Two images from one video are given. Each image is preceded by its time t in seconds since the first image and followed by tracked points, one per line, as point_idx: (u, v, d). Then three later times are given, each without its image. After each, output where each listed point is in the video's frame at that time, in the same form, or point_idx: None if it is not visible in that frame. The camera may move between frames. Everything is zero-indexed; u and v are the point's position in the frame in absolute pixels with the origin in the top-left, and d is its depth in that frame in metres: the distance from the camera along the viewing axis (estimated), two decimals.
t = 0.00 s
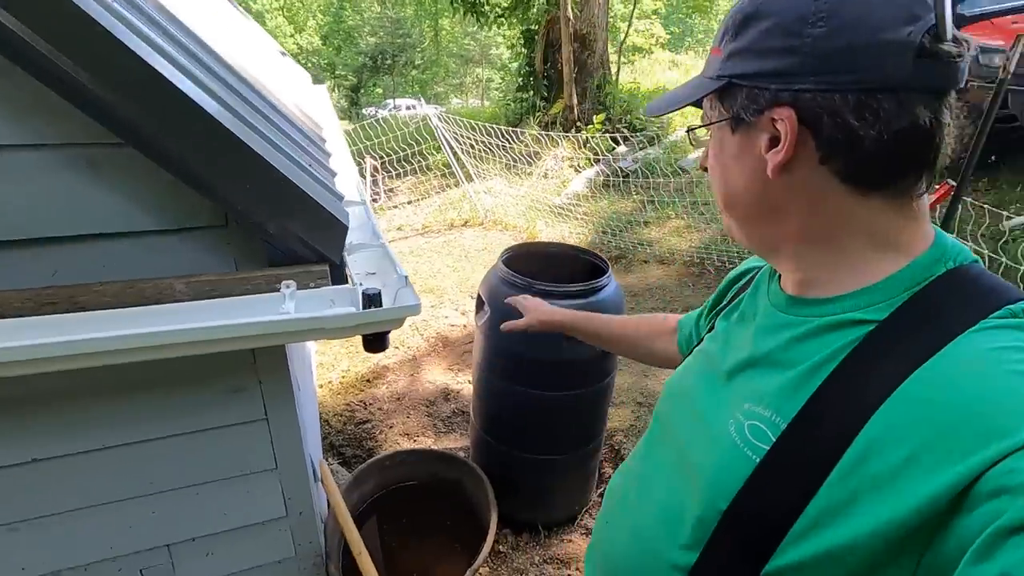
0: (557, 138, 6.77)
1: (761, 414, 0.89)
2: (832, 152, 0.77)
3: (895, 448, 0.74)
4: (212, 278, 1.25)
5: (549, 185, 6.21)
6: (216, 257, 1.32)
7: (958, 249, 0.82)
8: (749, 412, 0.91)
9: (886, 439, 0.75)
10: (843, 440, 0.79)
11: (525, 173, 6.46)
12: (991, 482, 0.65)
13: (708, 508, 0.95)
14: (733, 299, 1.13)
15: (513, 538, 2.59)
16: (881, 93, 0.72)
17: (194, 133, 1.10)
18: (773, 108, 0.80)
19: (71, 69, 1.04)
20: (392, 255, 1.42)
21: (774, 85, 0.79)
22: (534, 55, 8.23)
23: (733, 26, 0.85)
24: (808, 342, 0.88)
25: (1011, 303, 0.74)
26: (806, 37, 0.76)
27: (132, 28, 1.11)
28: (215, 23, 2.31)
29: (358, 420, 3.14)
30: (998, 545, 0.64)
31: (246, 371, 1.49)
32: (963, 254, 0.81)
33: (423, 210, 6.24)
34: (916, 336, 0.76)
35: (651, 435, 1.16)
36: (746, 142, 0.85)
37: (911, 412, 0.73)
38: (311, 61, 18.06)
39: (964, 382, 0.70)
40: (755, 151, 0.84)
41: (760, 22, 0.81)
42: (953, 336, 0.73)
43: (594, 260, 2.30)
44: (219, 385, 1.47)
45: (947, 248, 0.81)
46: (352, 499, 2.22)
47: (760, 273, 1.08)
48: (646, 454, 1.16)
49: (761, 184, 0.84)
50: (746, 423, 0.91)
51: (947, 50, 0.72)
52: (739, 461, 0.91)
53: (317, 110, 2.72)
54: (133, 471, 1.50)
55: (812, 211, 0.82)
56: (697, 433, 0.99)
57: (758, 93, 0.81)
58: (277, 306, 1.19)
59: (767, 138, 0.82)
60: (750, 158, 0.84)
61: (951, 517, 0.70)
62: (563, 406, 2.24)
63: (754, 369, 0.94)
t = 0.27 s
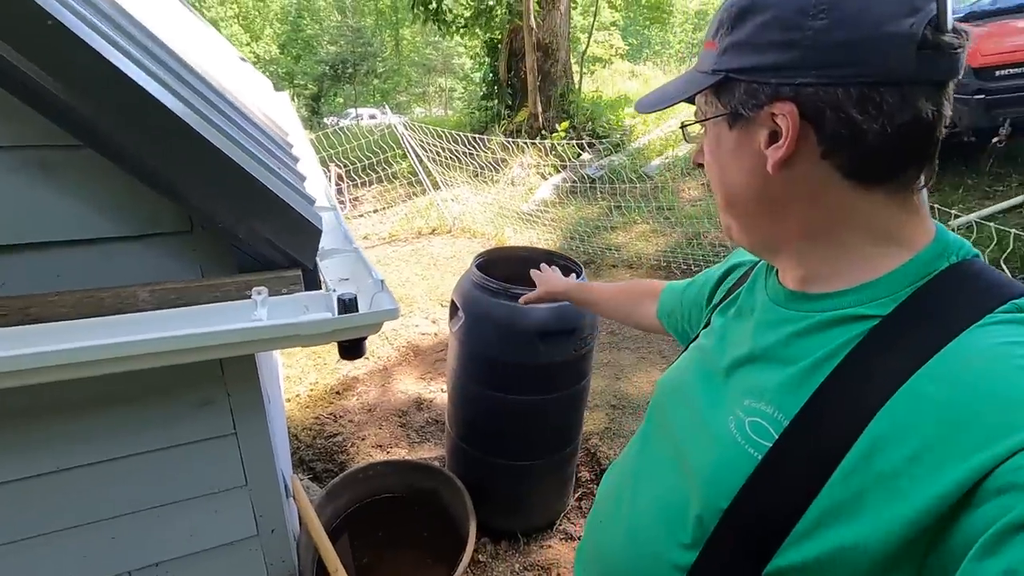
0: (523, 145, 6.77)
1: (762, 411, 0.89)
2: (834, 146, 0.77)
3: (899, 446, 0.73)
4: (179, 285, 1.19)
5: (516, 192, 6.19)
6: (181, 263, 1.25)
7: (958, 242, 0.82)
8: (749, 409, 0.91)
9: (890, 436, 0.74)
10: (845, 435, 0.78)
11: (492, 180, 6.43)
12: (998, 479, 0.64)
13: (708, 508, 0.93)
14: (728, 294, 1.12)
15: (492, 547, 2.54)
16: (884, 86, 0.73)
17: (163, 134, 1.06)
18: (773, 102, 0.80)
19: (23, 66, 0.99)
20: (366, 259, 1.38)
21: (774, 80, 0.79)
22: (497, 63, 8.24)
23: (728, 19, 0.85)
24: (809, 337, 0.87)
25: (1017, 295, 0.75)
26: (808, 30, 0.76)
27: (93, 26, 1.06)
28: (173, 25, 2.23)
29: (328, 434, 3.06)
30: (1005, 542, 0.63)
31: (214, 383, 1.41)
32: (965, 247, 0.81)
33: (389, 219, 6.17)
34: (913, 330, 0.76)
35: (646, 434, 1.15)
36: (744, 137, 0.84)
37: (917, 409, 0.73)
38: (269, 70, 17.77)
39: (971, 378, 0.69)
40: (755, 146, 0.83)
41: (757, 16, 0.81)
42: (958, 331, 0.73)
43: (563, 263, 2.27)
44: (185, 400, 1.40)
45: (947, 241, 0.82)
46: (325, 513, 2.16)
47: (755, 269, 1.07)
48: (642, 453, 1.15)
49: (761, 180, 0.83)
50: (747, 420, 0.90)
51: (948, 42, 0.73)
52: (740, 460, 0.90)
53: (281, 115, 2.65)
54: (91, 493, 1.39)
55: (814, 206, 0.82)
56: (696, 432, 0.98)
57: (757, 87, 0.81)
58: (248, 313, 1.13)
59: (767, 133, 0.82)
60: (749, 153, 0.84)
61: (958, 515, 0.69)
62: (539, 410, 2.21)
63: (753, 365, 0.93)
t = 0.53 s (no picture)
0: (516, 151, 6.78)
1: (760, 411, 0.89)
2: (830, 146, 0.77)
3: (897, 444, 0.73)
4: (175, 286, 1.17)
5: (509, 199, 6.19)
6: (177, 264, 1.24)
7: (952, 242, 0.83)
8: (747, 409, 0.91)
9: (888, 435, 0.74)
10: (842, 434, 0.78)
11: (484, 186, 6.43)
12: (997, 477, 0.65)
13: (707, 508, 0.93)
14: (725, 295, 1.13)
15: (486, 553, 2.53)
16: (881, 86, 0.73)
17: (162, 134, 1.05)
18: (769, 103, 0.80)
19: (18, 61, 0.98)
20: (364, 262, 1.37)
21: (772, 80, 0.79)
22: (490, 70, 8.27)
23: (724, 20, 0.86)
24: (806, 337, 0.88)
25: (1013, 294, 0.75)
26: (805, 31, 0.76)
27: (91, 26, 1.05)
28: (167, 27, 2.21)
29: (320, 440, 3.04)
30: (1005, 539, 0.63)
31: (207, 387, 1.39)
32: (961, 247, 0.82)
33: (381, 225, 6.15)
34: (908, 329, 0.77)
35: (643, 434, 1.15)
36: (741, 137, 0.85)
37: (914, 406, 0.73)
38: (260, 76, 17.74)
39: (968, 374, 0.70)
40: (752, 146, 0.84)
41: (753, 17, 0.82)
42: (955, 330, 0.73)
43: (558, 268, 2.27)
44: (177, 404, 1.38)
45: (942, 241, 0.82)
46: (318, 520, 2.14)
47: (753, 270, 1.08)
48: (638, 452, 1.15)
49: (758, 180, 0.84)
50: (745, 419, 0.90)
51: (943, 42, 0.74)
52: (738, 460, 0.90)
53: (276, 119, 2.64)
54: (81, 500, 1.37)
55: (810, 205, 0.82)
56: (693, 432, 0.98)
57: (753, 88, 0.81)
58: (246, 314, 1.13)
59: (764, 133, 0.82)
60: (746, 154, 0.84)
61: (955, 513, 0.69)
62: (534, 416, 2.20)
63: (750, 365, 0.94)
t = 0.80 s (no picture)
0: (519, 156, 6.80)
1: (761, 410, 0.89)
2: (831, 146, 0.78)
3: (898, 442, 0.74)
4: (183, 284, 1.18)
5: (511, 203, 6.20)
6: (183, 262, 1.25)
7: (953, 241, 0.83)
8: (747, 408, 0.91)
9: (888, 433, 0.75)
10: (845, 434, 0.78)
11: (487, 191, 6.44)
12: (997, 475, 0.65)
13: (708, 507, 0.93)
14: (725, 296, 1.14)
15: (487, 556, 2.52)
16: (879, 84, 0.74)
17: (171, 133, 1.06)
18: (768, 104, 0.81)
19: (32, 58, 0.99)
20: (368, 262, 1.38)
21: (770, 81, 0.80)
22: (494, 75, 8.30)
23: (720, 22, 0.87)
24: (806, 337, 0.88)
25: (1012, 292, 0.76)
26: (801, 32, 0.77)
27: (102, 25, 1.07)
28: (175, 29, 2.23)
29: (321, 441, 3.04)
30: (1005, 537, 0.63)
31: (211, 385, 1.40)
32: (960, 244, 0.83)
33: (384, 228, 6.16)
34: (911, 329, 0.77)
35: (645, 434, 1.16)
36: (741, 139, 0.85)
37: (915, 403, 0.73)
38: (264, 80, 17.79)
39: (969, 372, 0.70)
40: (752, 148, 0.84)
41: (749, 19, 0.83)
42: (955, 329, 0.74)
43: (561, 271, 2.28)
44: (181, 402, 1.39)
45: (942, 239, 0.83)
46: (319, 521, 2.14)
47: (752, 271, 1.09)
48: (639, 452, 1.16)
49: (758, 181, 0.84)
50: (746, 419, 0.91)
51: (939, 39, 0.75)
52: (739, 459, 0.90)
53: (281, 122, 2.66)
54: (85, 497, 1.38)
55: (810, 205, 0.83)
56: (693, 432, 0.99)
57: (752, 90, 0.82)
58: (252, 312, 1.13)
59: (763, 135, 0.83)
60: (745, 156, 0.85)
61: (956, 511, 0.69)
62: (535, 418, 2.21)
63: (751, 365, 0.94)
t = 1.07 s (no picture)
0: (517, 159, 6.82)
1: (760, 410, 0.89)
2: (838, 144, 0.78)
3: (900, 446, 0.74)
4: (181, 284, 1.18)
5: (509, 205, 6.20)
6: (181, 262, 1.25)
7: (952, 241, 0.84)
8: (747, 409, 0.91)
9: (890, 436, 0.75)
10: (842, 434, 0.79)
11: (485, 193, 6.45)
12: (997, 474, 0.65)
13: (706, 508, 0.93)
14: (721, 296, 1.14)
15: (485, 557, 2.52)
16: (889, 81, 0.75)
17: (172, 135, 1.07)
18: (773, 101, 0.81)
19: (32, 59, 0.99)
20: (366, 263, 1.38)
21: (780, 78, 0.80)
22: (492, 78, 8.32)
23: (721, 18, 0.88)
24: (805, 338, 0.89)
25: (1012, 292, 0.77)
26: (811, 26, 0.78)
27: (104, 27, 1.07)
28: (173, 31, 2.24)
29: (319, 443, 3.04)
30: (1005, 535, 0.64)
31: (209, 386, 1.40)
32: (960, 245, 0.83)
33: (382, 230, 6.16)
34: (909, 329, 0.78)
35: (642, 435, 1.16)
36: (742, 137, 0.86)
37: (914, 402, 0.74)
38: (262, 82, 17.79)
39: (968, 371, 0.71)
40: (757, 146, 0.85)
41: (753, 15, 0.83)
42: (954, 329, 0.75)
43: (558, 272, 2.28)
44: (179, 403, 1.38)
45: (942, 240, 0.84)
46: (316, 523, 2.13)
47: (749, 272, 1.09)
48: (635, 454, 1.15)
49: (763, 180, 0.85)
50: (745, 420, 0.91)
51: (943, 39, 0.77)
52: (738, 459, 0.90)
53: (279, 124, 2.66)
54: (82, 498, 1.37)
55: (815, 204, 0.83)
56: (691, 433, 0.99)
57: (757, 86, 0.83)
58: (250, 312, 1.14)
59: (768, 133, 0.83)
60: (748, 156, 0.86)
61: (956, 510, 0.70)
62: (533, 419, 2.21)
63: (750, 365, 0.94)
